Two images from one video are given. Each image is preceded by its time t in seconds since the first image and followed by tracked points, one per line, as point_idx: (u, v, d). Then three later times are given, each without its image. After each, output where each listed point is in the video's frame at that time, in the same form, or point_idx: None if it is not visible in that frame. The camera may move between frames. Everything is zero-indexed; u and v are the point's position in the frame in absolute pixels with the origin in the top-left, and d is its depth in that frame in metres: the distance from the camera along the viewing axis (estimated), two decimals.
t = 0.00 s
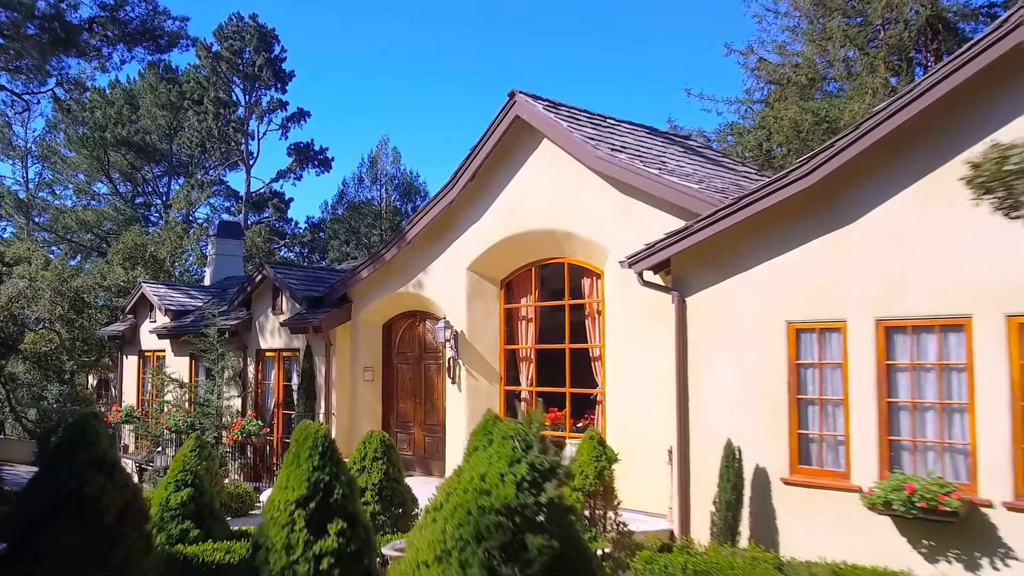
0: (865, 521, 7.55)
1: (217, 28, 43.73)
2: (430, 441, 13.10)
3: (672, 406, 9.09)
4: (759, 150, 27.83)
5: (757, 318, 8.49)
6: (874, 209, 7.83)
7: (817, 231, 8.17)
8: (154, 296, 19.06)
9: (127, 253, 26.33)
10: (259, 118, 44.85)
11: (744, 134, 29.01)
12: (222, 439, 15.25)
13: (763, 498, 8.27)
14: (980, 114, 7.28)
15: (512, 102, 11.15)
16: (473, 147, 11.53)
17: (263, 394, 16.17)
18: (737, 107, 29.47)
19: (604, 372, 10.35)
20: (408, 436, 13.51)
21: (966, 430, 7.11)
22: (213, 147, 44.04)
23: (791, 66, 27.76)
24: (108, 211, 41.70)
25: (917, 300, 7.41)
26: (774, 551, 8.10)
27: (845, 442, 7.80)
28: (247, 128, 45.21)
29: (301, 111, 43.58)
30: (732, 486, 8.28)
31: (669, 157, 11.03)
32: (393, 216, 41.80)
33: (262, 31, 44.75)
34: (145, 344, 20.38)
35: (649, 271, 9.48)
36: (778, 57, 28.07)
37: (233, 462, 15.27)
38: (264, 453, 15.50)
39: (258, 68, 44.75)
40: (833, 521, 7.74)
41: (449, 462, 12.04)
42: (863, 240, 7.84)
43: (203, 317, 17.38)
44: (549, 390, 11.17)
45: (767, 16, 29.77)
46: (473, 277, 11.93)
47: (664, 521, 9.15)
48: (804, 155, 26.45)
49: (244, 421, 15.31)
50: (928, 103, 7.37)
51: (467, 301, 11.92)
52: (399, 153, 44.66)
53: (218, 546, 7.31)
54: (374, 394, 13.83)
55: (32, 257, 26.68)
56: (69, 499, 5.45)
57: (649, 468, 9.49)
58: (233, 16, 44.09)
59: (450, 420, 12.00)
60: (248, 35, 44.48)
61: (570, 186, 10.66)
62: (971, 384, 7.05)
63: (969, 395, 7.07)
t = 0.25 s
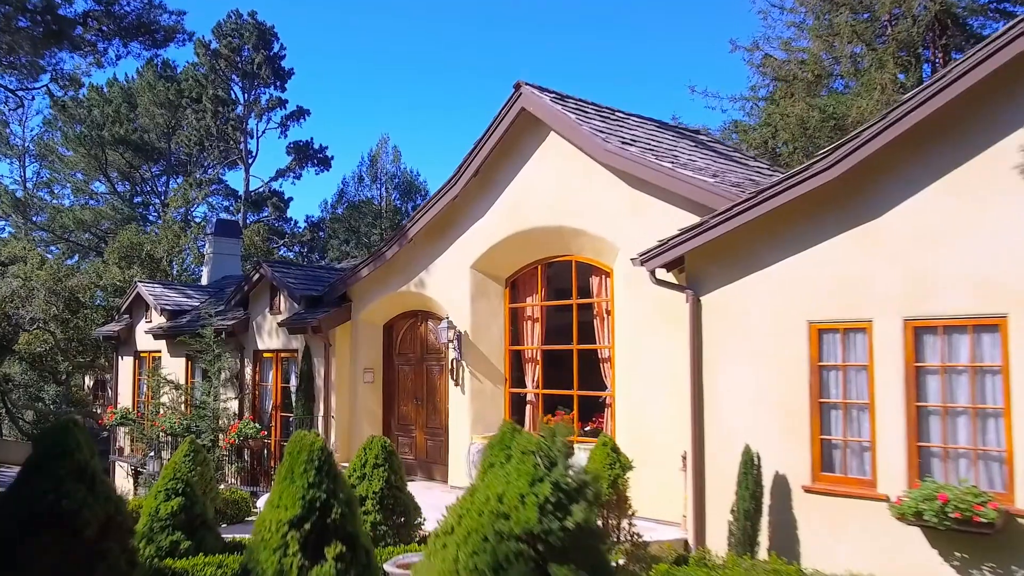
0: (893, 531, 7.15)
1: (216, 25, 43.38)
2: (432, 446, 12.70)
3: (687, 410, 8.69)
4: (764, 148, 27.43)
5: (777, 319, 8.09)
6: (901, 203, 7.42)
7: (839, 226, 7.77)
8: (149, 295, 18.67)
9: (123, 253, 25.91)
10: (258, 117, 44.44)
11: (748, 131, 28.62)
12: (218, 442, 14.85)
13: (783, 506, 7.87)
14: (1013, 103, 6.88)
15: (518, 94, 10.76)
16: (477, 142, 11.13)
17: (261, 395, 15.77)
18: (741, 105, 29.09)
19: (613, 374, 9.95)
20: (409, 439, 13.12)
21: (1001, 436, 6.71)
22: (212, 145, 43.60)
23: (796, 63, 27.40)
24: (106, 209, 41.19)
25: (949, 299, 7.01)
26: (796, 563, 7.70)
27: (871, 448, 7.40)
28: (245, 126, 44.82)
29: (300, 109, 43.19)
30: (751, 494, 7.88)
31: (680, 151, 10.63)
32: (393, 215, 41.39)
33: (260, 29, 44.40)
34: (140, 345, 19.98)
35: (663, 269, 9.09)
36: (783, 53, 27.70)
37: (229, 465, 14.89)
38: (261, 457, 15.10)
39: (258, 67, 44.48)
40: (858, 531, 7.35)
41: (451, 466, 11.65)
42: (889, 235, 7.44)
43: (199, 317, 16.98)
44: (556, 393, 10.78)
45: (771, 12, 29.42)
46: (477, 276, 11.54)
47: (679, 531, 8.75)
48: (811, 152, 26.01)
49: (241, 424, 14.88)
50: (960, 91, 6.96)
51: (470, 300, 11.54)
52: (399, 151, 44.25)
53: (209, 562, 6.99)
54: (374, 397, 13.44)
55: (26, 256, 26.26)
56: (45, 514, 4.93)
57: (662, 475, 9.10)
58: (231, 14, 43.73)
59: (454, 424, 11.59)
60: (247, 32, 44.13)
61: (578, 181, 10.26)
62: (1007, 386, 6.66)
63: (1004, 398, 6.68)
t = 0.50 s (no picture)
0: (924, 543, 6.76)
1: (214, 23, 43.05)
2: (434, 450, 12.32)
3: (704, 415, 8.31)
4: (769, 145, 27.08)
5: (799, 319, 7.71)
6: (931, 197, 7.03)
7: (864, 222, 7.38)
8: (145, 295, 18.29)
9: (119, 252, 25.52)
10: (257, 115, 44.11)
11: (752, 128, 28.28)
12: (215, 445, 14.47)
13: (805, 516, 7.49)
14: None
15: (524, 85, 10.38)
16: (482, 135, 10.75)
17: (258, 397, 15.38)
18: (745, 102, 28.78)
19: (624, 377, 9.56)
20: (410, 443, 12.74)
21: None
22: (210, 144, 43.22)
23: (801, 59, 27.08)
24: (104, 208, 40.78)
25: (982, 298, 6.63)
26: None
27: (900, 455, 7.01)
28: (245, 125, 44.47)
29: (299, 107, 42.81)
30: (774, 503, 7.49)
31: (692, 145, 10.24)
32: (393, 215, 41.06)
33: (260, 27, 44.05)
34: (136, 346, 19.60)
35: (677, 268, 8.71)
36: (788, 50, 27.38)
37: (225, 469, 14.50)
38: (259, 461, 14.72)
39: (257, 64, 44.12)
40: (886, 543, 6.96)
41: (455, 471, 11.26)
42: (918, 231, 7.05)
43: (196, 317, 16.60)
44: (563, 395, 10.39)
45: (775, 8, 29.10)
46: (481, 274, 11.16)
47: (694, 541, 8.37)
48: (817, 150, 25.67)
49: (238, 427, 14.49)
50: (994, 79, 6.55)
51: (474, 299, 11.15)
52: (399, 150, 43.88)
53: None
54: (375, 399, 13.06)
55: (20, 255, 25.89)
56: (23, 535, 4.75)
57: (676, 482, 8.72)
58: (230, 12, 43.39)
59: (457, 427, 11.21)
60: (245, 30, 43.81)
61: (587, 176, 9.88)
62: None
63: None
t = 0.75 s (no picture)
0: (957, 558, 6.40)
1: (213, 20, 42.63)
2: (437, 454, 11.95)
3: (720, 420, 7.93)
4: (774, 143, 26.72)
5: (821, 320, 7.33)
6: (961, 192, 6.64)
7: (890, 218, 7.00)
8: (140, 295, 17.92)
9: (115, 251, 25.16)
10: (256, 114, 43.69)
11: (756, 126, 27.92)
12: (211, 449, 14.11)
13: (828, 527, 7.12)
14: None
15: (530, 78, 10.01)
16: (486, 129, 10.38)
17: (255, 400, 15.00)
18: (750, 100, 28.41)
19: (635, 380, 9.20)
20: (411, 447, 12.38)
21: None
22: (209, 142, 42.81)
23: (806, 56, 26.72)
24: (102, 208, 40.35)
25: (1019, 297, 6.24)
26: None
27: (930, 463, 6.63)
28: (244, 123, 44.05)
29: (299, 106, 42.41)
30: (795, 514, 7.12)
31: (704, 139, 9.86)
32: (393, 215, 40.72)
33: (259, 25, 43.63)
34: (132, 347, 19.23)
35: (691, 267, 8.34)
36: (793, 47, 27.01)
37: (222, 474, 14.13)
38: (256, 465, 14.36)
39: (255, 63, 43.55)
40: (916, 557, 6.60)
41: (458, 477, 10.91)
42: (948, 227, 6.66)
43: (192, 317, 16.23)
44: (570, 400, 10.03)
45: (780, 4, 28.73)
46: (486, 274, 10.79)
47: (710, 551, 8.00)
48: (823, 147, 25.32)
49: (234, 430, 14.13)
50: None
51: (479, 300, 10.78)
52: (399, 149, 43.52)
53: None
54: (376, 402, 12.70)
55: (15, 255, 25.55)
56: None
57: (690, 490, 8.35)
58: (228, 9, 42.97)
59: (461, 431, 10.84)
60: (244, 27, 43.38)
61: (595, 171, 9.50)
62: None
63: None
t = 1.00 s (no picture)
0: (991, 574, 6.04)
1: (211, 18, 42.21)
2: (439, 460, 11.59)
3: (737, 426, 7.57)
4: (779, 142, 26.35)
5: (844, 321, 6.98)
6: (994, 187, 6.27)
7: (917, 215, 6.63)
8: (135, 295, 17.56)
9: (112, 250, 24.83)
10: (255, 112, 43.26)
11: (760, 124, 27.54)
12: (206, 454, 13.75)
13: (852, 540, 6.76)
14: None
15: (536, 70, 9.65)
16: (491, 124, 10.02)
17: (252, 401, 14.64)
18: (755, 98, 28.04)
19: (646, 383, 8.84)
20: (412, 451, 12.02)
21: None
22: (207, 141, 42.39)
23: (813, 53, 26.34)
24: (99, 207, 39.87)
25: None
26: None
27: (962, 473, 6.27)
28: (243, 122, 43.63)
29: (298, 104, 42.00)
30: (818, 524, 6.76)
31: (716, 134, 9.49)
32: (394, 214, 40.35)
33: (258, 22, 43.21)
34: (127, 348, 18.87)
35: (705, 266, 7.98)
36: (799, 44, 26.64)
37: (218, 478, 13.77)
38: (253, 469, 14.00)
39: (253, 61, 43.00)
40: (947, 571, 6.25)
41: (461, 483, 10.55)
42: (981, 224, 6.30)
43: (188, 318, 15.88)
44: (578, 404, 9.67)
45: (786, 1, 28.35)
46: (490, 273, 10.44)
47: (726, 563, 7.65)
48: (830, 145, 24.95)
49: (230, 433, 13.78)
50: None
51: (482, 301, 10.43)
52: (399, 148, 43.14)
53: None
54: (376, 405, 12.35)
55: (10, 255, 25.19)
56: None
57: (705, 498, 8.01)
58: (227, 7, 42.55)
59: (464, 436, 10.50)
60: (243, 25, 42.96)
61: (603, 166, 9.14)
62: None
63: None
